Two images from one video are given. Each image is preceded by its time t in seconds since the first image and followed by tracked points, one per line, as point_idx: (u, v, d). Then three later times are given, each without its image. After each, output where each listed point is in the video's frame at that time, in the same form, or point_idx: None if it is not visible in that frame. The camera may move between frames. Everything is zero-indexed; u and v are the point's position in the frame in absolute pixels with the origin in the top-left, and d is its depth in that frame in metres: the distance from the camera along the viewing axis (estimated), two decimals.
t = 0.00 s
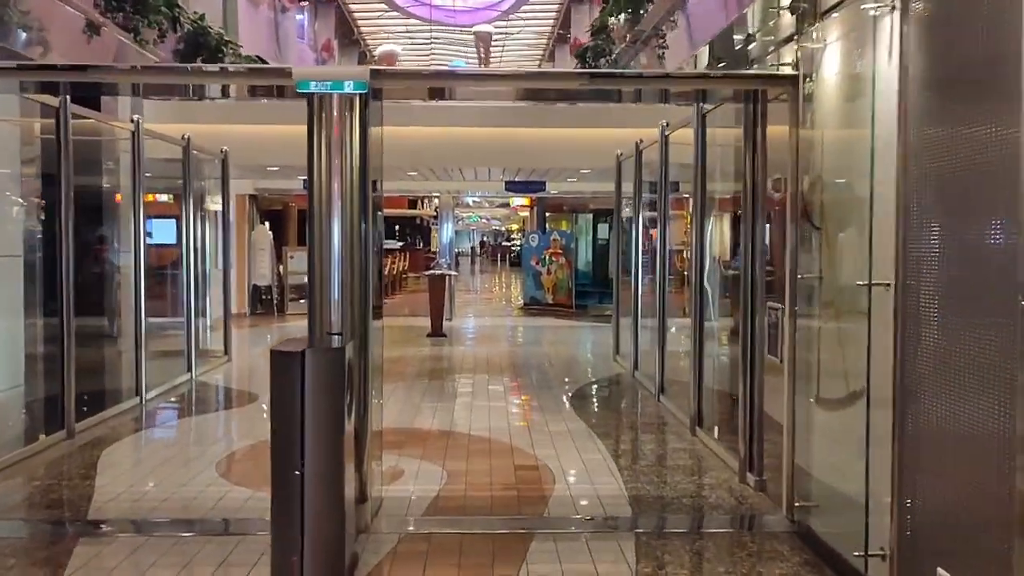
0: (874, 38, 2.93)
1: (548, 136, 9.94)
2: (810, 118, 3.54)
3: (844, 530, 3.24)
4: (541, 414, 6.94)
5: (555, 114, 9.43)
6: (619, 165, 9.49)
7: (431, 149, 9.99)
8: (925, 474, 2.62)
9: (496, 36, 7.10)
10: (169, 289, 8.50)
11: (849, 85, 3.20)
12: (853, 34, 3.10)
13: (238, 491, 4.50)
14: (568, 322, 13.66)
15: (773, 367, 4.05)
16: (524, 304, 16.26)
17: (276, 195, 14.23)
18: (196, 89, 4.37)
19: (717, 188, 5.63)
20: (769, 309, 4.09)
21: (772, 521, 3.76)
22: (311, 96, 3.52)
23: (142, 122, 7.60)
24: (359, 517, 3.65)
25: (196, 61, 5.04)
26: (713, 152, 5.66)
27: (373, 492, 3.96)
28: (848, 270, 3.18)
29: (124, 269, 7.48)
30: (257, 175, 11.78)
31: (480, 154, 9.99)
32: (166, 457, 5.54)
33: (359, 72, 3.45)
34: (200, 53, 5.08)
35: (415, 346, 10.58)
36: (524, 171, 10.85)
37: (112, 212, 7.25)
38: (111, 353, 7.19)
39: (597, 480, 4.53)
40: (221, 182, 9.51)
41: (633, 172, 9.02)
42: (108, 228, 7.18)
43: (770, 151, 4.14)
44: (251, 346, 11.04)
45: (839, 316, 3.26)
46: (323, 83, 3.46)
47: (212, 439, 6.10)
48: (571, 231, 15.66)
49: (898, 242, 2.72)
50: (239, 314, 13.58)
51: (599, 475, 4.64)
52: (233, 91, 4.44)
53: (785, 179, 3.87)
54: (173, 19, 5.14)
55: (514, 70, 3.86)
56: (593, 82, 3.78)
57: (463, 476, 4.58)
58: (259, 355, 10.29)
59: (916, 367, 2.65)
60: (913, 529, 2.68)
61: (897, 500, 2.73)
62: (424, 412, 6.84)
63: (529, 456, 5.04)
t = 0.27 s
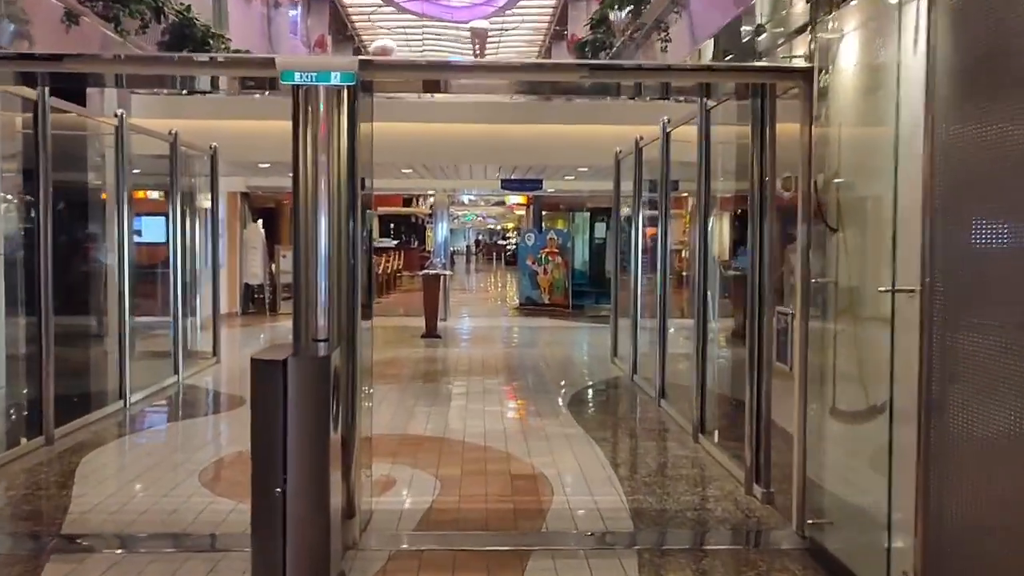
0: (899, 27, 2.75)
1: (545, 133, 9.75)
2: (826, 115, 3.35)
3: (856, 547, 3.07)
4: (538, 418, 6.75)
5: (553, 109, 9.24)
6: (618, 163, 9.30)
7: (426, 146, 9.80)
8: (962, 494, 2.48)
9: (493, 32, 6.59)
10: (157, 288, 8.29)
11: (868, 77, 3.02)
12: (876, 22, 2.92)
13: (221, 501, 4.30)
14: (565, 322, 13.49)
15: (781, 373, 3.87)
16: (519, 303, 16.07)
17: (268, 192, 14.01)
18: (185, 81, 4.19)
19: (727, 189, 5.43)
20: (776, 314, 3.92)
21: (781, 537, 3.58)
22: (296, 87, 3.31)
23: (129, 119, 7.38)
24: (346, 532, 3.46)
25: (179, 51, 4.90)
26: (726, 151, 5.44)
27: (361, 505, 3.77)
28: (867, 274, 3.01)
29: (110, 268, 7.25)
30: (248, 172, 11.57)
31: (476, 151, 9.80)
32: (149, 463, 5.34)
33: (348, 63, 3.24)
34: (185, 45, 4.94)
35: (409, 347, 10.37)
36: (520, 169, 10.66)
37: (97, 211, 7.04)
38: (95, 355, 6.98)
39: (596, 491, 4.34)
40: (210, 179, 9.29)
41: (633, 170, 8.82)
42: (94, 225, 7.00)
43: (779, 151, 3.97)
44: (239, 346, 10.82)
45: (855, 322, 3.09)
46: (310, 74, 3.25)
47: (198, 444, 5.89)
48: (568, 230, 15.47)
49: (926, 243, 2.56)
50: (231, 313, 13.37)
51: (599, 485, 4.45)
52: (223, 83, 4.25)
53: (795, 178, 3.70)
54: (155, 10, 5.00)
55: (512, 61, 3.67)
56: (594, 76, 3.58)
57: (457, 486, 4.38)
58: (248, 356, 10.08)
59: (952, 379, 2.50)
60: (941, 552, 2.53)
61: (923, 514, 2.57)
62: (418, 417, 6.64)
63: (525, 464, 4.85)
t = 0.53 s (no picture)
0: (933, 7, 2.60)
1: (541, 128, 9.56)
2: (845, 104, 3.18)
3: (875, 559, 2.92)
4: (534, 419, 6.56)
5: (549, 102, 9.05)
6: (615, 158, 9.12)
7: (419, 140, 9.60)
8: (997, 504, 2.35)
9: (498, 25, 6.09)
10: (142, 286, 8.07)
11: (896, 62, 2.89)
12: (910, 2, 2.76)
13: (202, 509, 4.08)
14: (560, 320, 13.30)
15: (793, 374, 3.68)
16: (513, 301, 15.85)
17: (258, 188, 13.76)
18: (169, 66, 3.98)
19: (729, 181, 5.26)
20: (788, 312, 3.73)
21: (793, 548, 3.39)
22: (281, 70, 3.12)
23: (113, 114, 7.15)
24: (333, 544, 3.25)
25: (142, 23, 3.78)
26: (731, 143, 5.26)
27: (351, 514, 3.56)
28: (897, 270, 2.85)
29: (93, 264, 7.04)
30: (237, 167, 11.34)
31: (471, 145, 9.62)
32: (129, 468, 5.11)
33: (335, 44, 3.07)
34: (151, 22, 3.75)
35: (401, 346, 10.18)
36: (515, 164, 10.44)
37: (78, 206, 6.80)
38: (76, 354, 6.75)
39: (597, 497, 4.14)
40: (197, 173, 9.07)
41: (631, 165, 8.63)
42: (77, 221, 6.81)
43: (790, 142, 3.79)
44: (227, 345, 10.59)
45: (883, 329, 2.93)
46: (295, 56, 3.06)
47: (181, 447, 5.67)
48: (562, 227, 15.26)
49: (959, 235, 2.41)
50: (220, 311, 13.14)
51: (600, 490, 4.26)
52: (208, 69, 4.05)
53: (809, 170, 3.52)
54: None
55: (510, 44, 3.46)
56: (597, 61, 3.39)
57: (451, 493, 4.18)
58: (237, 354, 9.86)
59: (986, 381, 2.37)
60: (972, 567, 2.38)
61: (956, 523, 2.41)
62: (410, 419, 6.43)
63: (522, 469, 4.64)
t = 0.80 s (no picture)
0: None
1: (536, 124, 9.36)
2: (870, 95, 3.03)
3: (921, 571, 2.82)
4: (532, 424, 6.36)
5: (545, 97, 8.85)
6: (613, 155, 8.93)
7: (412, 136, 9.39)
8: None
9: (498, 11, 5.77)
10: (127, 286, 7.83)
11: (934, 52, 2.80)
12: None
13: (184, 523, 3.87)
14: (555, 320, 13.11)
15: (810, 381, 3.49)
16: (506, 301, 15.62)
17: (247, 185, 13.50)
18: (151, 53, 3.75)
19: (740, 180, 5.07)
20: (803, 316, 3.54)
21: (811, 566, 3.20)
22: (266, 55, 2.89)
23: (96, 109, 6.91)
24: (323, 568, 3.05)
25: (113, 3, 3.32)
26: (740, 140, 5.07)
27: (343, 532, 3.38)
28: (936, 271, 2.75)
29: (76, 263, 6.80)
30: (225, 164, 11.10)
31: (464, 141, 9.42)
32: (110, 478, 4.88)
33: (325, 29, 2.80)
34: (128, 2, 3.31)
35: (394, 347, 9.96)
36: (509, 161, 10.23)
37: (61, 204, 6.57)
38: (57, 357, 6.51)
39: (600, 510, 3.94)
40: (183, 170, 8.83)
41: (630, 162, 8.44)
42: (61, 221, 6.58)
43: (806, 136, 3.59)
44: (215, 346, 10.35)
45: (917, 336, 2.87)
46: (282, 42, 2.80)
47: (166, 455, 5.44)
48: (556, 225, 15.07)
49: (1002, 240, 2.30)
50: (207, 311, 12.89)
51: (604, 502, 4.06)
52: (191, 57, 3.82)
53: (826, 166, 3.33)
54: None
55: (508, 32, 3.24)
56: (604, 49, 3.19)
57: (447, 506, 3.98)
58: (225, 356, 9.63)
59: None
60: None
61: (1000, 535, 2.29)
62: (403, 424, 6.22)
63: (520, 479, 4.43)
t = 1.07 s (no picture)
0: None
1: (533, 121, 9.18)
2: (893, 87, 2.86)
3: None
4: (528, 428, 6.18)
5: (541, 93, 8.66)
6: (610, 153, 8.76)
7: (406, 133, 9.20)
8: None
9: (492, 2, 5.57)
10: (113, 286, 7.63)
11: (969, 42, 2.70)
12: None
13: (165, 537, 3.68)
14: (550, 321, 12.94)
15: (823, 388, 3.32)
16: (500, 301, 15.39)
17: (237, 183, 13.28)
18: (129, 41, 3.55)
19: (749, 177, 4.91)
20: (816, 320, 3.38)
21: None
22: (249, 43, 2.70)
23: (81, 106, 6.70)
24: None
25: None
26: (748, 137, 4.91)
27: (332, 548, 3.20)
28: (979, 270, 2.69)
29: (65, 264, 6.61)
30: (215, 162, 10.88)
31: (459, 138, 9.23)
32: (91, 486, 4.69)
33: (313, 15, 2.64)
34: None
35: (387, 348, 9.77)
36: (504, 159, 10.05)
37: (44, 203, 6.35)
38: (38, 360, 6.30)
39: (602, 523, 3.76)
40: (171, 168, 8.62)
41: (628, 160, 8.27)
42: (47, 223, 6.33)
43: (821, 131, 3.42)
44: (203, 347, 10.15)
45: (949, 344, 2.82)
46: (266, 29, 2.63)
47: (149, 462, 5.23)
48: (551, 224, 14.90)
49: None
50: (197, 311, 12.68)
51: (606, 514, 3.88)
52: (173, 46, 3.62)
53: (844, 164, 3.16)
54: None
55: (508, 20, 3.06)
56: (611, 38, 3.01)
57: (441, 518, 3.80)
58: (214, 357, 9.42)
59: None
60: None
61: None
62: (396, 429, 6.04)
63: (518, 488, 4.25)
